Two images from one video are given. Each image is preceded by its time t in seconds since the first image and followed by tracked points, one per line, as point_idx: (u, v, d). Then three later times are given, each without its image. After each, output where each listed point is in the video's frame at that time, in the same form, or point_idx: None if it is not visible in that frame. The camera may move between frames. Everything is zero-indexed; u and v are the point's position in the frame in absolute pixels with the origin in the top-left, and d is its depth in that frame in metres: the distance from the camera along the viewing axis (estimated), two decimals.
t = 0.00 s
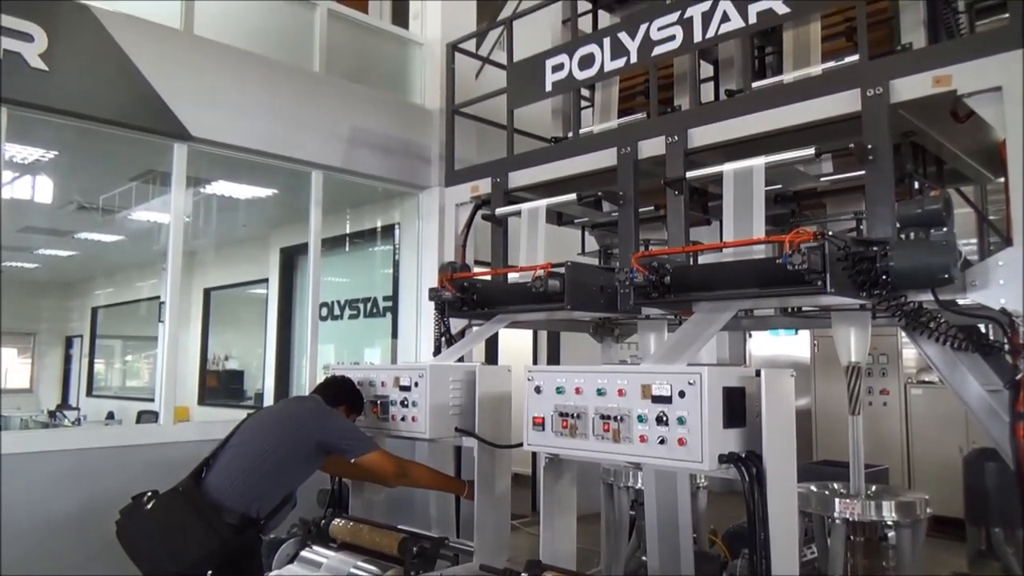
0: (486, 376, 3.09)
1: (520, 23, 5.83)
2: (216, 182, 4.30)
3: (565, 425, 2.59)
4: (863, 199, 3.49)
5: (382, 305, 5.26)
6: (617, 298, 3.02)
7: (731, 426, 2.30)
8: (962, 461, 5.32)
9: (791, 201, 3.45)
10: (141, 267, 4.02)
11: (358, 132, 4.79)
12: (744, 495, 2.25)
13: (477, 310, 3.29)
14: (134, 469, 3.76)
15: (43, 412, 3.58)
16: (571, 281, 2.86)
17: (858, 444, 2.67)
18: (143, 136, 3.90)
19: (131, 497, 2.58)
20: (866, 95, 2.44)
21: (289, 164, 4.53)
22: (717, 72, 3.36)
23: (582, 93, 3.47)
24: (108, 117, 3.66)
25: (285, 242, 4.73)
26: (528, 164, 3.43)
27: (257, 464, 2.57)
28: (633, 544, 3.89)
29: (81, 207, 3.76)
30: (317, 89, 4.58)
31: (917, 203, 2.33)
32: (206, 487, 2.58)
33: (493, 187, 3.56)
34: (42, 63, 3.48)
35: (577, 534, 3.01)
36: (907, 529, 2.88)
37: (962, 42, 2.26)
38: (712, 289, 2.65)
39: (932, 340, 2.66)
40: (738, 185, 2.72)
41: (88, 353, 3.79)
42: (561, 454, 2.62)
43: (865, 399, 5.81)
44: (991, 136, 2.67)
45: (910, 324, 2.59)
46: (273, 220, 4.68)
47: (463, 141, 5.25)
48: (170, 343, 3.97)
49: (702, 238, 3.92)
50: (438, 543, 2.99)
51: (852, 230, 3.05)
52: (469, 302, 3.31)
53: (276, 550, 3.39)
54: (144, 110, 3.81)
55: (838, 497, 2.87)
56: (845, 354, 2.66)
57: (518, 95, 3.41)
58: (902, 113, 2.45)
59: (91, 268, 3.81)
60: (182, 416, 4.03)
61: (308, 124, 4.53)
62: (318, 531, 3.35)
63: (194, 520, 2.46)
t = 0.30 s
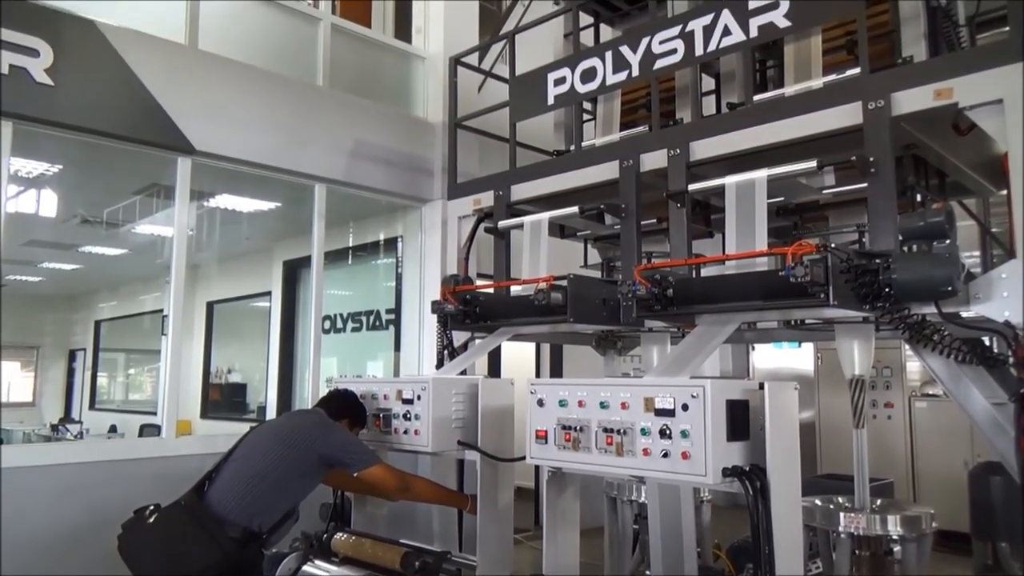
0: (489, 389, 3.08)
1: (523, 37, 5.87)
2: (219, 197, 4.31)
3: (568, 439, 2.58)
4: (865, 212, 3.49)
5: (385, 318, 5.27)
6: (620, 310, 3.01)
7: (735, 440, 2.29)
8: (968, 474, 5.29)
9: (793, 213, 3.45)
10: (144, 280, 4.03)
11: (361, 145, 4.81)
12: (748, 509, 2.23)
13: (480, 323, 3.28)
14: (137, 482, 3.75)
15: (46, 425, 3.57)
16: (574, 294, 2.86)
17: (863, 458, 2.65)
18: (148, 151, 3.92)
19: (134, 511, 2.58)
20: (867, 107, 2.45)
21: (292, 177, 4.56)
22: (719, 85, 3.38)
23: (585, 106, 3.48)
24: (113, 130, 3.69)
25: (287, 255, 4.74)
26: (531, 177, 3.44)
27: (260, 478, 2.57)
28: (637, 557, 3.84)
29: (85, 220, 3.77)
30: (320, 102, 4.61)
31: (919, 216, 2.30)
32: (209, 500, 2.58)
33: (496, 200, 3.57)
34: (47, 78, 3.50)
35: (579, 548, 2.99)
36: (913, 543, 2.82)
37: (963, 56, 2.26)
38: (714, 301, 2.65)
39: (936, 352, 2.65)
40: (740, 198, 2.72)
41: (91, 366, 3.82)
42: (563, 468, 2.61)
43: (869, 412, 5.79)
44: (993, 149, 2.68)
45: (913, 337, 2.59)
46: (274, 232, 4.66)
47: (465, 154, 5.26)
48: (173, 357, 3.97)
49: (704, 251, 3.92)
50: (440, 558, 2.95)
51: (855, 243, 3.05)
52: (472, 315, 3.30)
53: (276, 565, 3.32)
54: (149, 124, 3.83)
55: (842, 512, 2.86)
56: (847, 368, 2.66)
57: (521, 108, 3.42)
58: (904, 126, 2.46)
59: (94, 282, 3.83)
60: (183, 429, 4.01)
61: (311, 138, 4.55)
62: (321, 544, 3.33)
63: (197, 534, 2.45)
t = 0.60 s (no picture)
0: (491, 398, 3.07)
1: (524, 47, 5.89)
2: (221, 207, 4.33)
3: (570, 448, 2.58)
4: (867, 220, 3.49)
5: (386, 327, 5.27)
6: (622, 319, 3.01)
7: (738, 448, 2.28)
8: (972, 483, 5.26)
9: (795, 221, 3.45)
10: (146, 290, 4.05)
11: (362, 155, 4.83)
12: (751, 518, 2.23)
13: (481, 331, 3.28)
14: (138, 493, 3.74)
15: (47, 435, 3.57)
16: (576, 303, 2.85)
17: (867, 466, 2.64)
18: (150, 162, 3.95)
19: (135, 523, 2.57)
20: (867, 116, 2.45)
21: (294, 187, 4.56)
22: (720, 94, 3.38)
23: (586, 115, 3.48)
24: (115, 141, 3.70)
25: (290, 264, 4.73)
26: (532, 186, 3.44)
27: (261, 488, 2.56)
28: (640, 567, 3.82)
29: (87, 231, 3.80)
30: (322, 112, 4.63)
31: (920, 223, 2.32)
32: (211, 511, 2.58)
33: (498, 209, 3.57)
34: (50, 89, 3.52)
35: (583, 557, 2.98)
36: (918, 552, 2.83)
37: (963, 64, 2.27)
38: (716, 309, 2.65)
39: (939, 360, 2.65)
40: (742, 206, 2.72)
41: (93, 377, 3.81)
42: (566, 477, 2.60)
43: (872, 420, 5.78)
44: (994, 156, 2.68)
45: (917, 345, 2.58)
46: (277, 243, 4.69)
47: (467, 164, 5.28)
48: (175, 366, 3.97)
49: (706, 259, 3.91)
50: (442, 567, 2.95)
51: (857, 251, 3.05)
52: (474, 324, 3.30)
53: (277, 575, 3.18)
54: (151, 134, 3.85)
55: (846, 520, 2.85)
56: (851, 375, 2.65)
57: (522, 118, 3.43)
58: (905, 134, 2.46)
59: (94, 293, 3.84)
60: (186, 439, 4.03)
61: (313, 148, 4.56)
62: (322, 555, 3.33)
63: (198, 545, 2.44)
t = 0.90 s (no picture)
0: (493, 397, 3.08)
1: (525, 45, 5.89)
2: (223, 206, 4.33)
3: (572, 445, 2.58)
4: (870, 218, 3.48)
5: (389, 325, 5.29)
6: (625, 317, 2.99)
7: (740, 446, 2.28)
8: (975, 481, 5.26)
9: (797, 219, 3.44)
10: (149, 289, 4.05)
11: (365, 154, 4.83)
12: (754, 515, 2.23)
13: (483, 330, 3.29)
14: (142, 492, 3.75)
15: (52, 434, 3.59)
16: (578, 301, 2.86)
17: (869, 464, 2.64)
18: (153, 161, 3.94)
19: (138, 521, 2.57)
20: (869, 113, 2.45)
21: (297, 185, 4.56)
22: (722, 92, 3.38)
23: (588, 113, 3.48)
24: (118, 141, 3.71)
25: (292, 263, 4.75)
26: (535, 185, 3.44)
27: (264, 486, 2.57)
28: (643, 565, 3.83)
29: (90, 230, 3.80)
30: (324, 112, 4.63)
31: (924, 221, 2.35)
32: (214, 508, 2.59)
33: (500, 208, 3.57)
34: (53, 89, 3.52)
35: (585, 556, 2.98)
36: (921, 550, 2.82)
37: (966, 62, 2.27)
38: (719, 307, 2.65)
39: (942, 358, 2.63)
40: (744, 204, 2.72)
41: (96, 375, 3.80)
42: (569, 475, 2.61)
43: (875, 418, 5.77)
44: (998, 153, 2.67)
45: (919, 342, 2.58)
46: (280, 242, 4.70)
47: (469, 163, 5.28)
48: (178, 364, 3.99)
49: (709, 257, 3.91)
50: (445, 566, 2.93)
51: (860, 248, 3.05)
52: (476, 322, 3.31)
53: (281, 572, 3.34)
54: (154, 133, 3.85)
55: (849, 518, 2.85)
56: (853, 373, 2.64)
57: (524, 116, 3.43)
58: (908, 131, 2.45)
59: (96, 293, 3.83)
60: (189, 437, 4.05)
61: (316, 146, 4.57)
62: (325, 553, 3.30)
63: (200, 543, 2.45)
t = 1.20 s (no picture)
0: (495, 385, 3.09)
1: (528, 32, 5.86)
2: (227, 194, 4.35)
3: (575, 433, 2.59)
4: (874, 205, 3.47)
5: (392, 314, 5.30)
6: (627, 306, 3.02)
7: (742, 434, 2.29)
8: (977, 468, 5.26)
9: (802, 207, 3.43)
10: (154, 278, 4.07)
11: (367, 142, 4.83)
12: (756, 503, 2.24)
13: (485, 318, 3.30)
14: (146, 480, 3.77)
15: (57, 421, 3.60)
16: (580, 289, 2.86)
17: (872, 450, 2.63)
18: (155, 149, 3.94)
19: (144, 509, 2.59)
20: (874, 100, 2.44)
21: (299, 173, 4.55)
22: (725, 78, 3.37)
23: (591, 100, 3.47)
24: (120, 129, 3.71)
25: (295, 253, 4.79)
26: (537, 173, 3.44)
27: (268, 473, 2.58)
28: (645, 552, 3.84)
29: (93, 219, 3.81)
30: (327, 100, 4.62)
31: (927, 209, 2.36)
32: (218, 496, 2.60)
33: (502, 195, 3.57)
34: (56, 77, 3.52)
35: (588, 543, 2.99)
36: (922, 537, 2.83)
37: (972, 48, 2.25)
38: (722, 296, 2.64)
39: (946, 347, 2.62)
40: (748, 192, 2.71)
41: (101, 363, 3.84)
42: (571, 462, 2.62)
43: (878, 406, 5.77)
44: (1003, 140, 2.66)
45: (922, 331, 2.57)
46: (285, 230, 4.77)
47: (472, 151, 5.27)
48: (182, 353, 3.99)
49: (712, 245, 3.90)
50: (448, 553, 2.94)
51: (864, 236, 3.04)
52: (478, 310, 3.31)
53: (286, 560, 3.29)
54: (157, 122, 3.85)
55: (851, 506, 2.84)
56: (856, 361, 2.64)
57: (527, 104, 3.42)
58: (913, 118, 2.44)
59: (102, 282, 3.85)
60: (194, 425, 4.10)
61: (318, 135, 4.56)
62: (329, 539, 3.33)
63: (203, 531, 2.47)
